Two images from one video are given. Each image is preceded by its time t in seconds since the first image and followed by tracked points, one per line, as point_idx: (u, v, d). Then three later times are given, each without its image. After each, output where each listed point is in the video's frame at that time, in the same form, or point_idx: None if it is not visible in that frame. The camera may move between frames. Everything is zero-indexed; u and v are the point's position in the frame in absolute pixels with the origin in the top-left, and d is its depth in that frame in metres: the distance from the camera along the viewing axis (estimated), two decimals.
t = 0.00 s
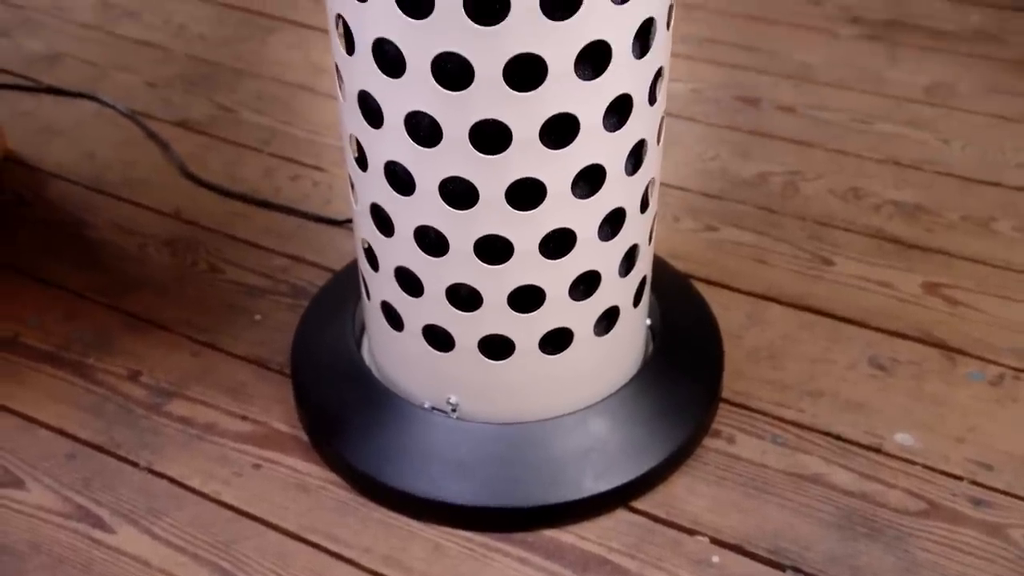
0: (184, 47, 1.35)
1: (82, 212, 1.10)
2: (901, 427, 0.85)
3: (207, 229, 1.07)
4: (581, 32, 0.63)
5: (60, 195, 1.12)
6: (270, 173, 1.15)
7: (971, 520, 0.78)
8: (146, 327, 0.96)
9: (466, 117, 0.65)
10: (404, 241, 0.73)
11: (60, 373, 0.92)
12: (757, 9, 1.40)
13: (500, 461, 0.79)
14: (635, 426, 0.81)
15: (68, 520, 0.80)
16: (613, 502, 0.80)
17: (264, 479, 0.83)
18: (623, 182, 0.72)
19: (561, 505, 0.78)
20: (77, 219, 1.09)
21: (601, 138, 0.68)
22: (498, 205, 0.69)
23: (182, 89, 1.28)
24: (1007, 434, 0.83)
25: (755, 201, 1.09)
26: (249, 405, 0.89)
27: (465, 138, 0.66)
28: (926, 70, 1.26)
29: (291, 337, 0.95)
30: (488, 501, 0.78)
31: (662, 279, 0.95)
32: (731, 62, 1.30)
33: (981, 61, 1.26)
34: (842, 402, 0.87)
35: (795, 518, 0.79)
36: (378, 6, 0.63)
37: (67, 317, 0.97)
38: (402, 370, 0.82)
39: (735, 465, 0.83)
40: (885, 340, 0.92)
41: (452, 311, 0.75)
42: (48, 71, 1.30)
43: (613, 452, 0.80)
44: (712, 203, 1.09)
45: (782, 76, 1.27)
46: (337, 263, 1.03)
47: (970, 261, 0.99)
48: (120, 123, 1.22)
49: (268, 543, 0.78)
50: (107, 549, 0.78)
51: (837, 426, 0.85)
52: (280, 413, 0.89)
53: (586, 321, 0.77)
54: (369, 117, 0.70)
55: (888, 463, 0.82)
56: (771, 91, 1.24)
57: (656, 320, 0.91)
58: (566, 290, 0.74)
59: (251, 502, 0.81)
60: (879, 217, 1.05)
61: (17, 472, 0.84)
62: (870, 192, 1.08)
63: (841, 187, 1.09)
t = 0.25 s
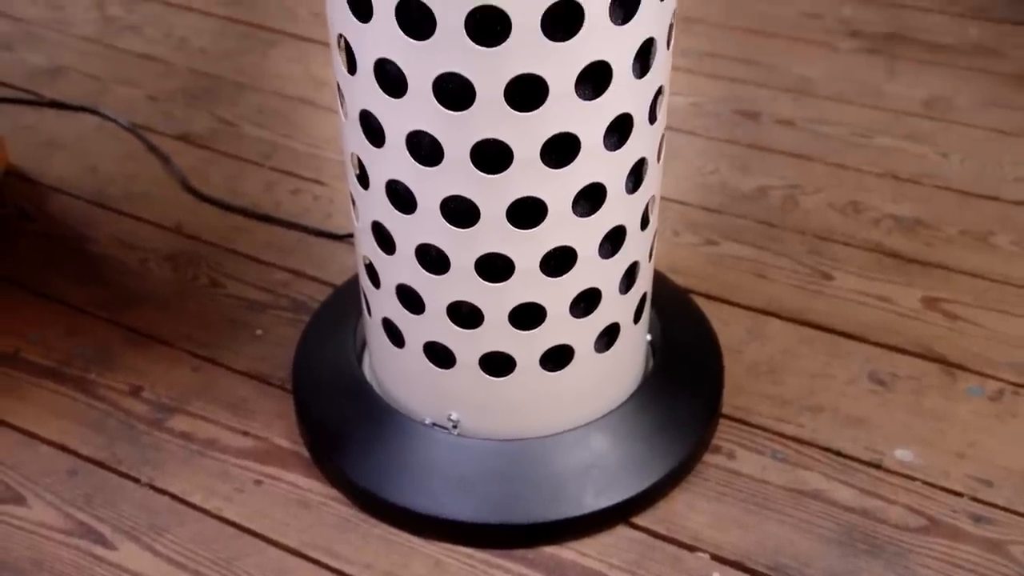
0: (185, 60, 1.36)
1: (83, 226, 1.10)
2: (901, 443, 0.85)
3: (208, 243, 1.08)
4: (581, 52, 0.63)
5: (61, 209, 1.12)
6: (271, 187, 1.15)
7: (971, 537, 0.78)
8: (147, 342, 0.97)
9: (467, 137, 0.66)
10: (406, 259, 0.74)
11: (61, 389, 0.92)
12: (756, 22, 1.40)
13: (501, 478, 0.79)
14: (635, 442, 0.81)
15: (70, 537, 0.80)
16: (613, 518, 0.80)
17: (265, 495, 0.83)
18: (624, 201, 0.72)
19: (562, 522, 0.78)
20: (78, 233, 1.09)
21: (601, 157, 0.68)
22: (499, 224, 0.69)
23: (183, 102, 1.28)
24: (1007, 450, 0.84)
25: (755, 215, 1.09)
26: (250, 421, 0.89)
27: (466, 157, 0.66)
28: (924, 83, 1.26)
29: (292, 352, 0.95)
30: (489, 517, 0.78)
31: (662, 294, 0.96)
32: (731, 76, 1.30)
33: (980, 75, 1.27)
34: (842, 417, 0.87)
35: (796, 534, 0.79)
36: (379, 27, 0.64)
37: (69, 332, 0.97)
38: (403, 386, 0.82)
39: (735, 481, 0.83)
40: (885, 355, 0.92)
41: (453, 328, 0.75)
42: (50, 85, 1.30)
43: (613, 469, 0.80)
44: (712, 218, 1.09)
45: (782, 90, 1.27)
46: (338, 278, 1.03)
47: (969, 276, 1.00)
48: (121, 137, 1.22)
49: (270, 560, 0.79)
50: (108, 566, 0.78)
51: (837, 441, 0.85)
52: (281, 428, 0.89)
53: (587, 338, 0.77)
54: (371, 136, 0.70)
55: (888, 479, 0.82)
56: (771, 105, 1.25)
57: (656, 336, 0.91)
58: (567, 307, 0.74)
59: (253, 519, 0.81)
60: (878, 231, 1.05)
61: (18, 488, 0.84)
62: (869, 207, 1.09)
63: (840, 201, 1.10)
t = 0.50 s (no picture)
0: (185, 73, 1.36)
1: (84, 240, 1.10)
2: (900, 458, 0.85)
3: (209, 257, 1.08)
4: (581, 72, 0.63)
5: (62, 223, 1.12)
6: (271, 201, 1.15)
7: (970, 553, 0.78)
8: (147, 357, 0.97)
9: (468, 156, 0.66)
10: (406, 276, 0.74)
11: (61, 404, 0.92)
12: (754, 35, 1.41)
13: (501, 494, 0.79)
14: (635, 458, 0.82)
15: (70, 554, 0.80)
16: (613, 534, 0.80)
17: (266, 511, 0.83)
18: (624, 218, 0.72)
19: (562, 538, 0.78)
20: (79, 247, 1.09)
21: (601, 176, 0.68)
22: (500, 242, 0.69)
23: (184, 115, 1.28)
24: (1007, 466, 0.84)
25: (754, 229, 1.09)
26: (251, 436, 0.89)
27: (467, 176, 0.67)
28: (922, 96, 1.26)
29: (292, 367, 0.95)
30: (489, 533, 0.78)
31: (662, 309, 0.96)
32: (730, 89, 1.30)
33: (977, 87, 1.27)
34: (842, 433, 0.87)
35: (796, 551, 0.79)
36: (380, 47, 0.64)
37: (69, 347, 0.98)
38: (404, 402, 0.82)
39: (735, 496, 0.83)
40: (884, 370, 0.93)
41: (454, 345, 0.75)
42: (51, 99, 1.30)
43: (613, 484, 0.80)
44: (711, 231, 1.09)
45: (781, 102, 1.28)
46: (338, 292, 1.03)
47: (967, 290, 1.00)
48: (121, 151, 1.22)
49: None
50: None
51: (837, 457, 0.86)
52: (282, 444, 0.89)
53: (587, 355, 0.77)
54: (372, 155, 0.70)
55: (887, 495, 0.82)
56: (770, 118, 1.25)
57: (656, 350, 0.91)
58: (567, 324, 0.74)
59: (253, 535, 0.82)
60: (877, 245, 1.06)
61: (19, 504, 0.84)
62: (868, 220, 1.09)
63: (839, 215, 1.10)
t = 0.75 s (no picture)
0: (185, 86, 1.37)
1: (84, 254, 1.10)
2: (900, 473, 0.85)
3: (209, 271, 1.08)
4: (581, 92, 0.64)
5: (62, 237, 1.12)
6: (272, 215, 1.15)
7: (970, 569, 0.78)
8: (147, 372, 0.97)
9: (468, 175, 0.66)
10: (407, 293, 0.74)
11: (62, 420, 0.92)
12: (753, 47, 1.41)
13: (501, 510, 0.79)
14: (635, 474, 0.82)
15: (71, 570, 0.80)
16: (613, 550, 0.80)
17: (266, 528, 0.83)
18: (624, 236, 0.72)
19: (562, 554, 0.78)
20: (79, 262, 1.09)
21: (601, 195, 0.69)
22: (500, 260, 0.70)
23: (184, 129, 1.29)
24: (1005, 481, 0.84)
25: (754, 243, 1.09)
26: (251, 452, 0.89)
27: (467, 196, 0.67)
28: (920, 109, 1.27)
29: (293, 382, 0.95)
30: (489, 549, 0.78)
31: (661, 323, 0.96)
32: (729, 102, 1.31)
33: (975, 101, 1.28)
34: (841, 448, 0.88)
35: (795, 567, 0.79)
36: (380, 67, 0.64)
37: (69, 363, 0.98)
38: (404, 418, 0.82)
39: (735, 512, 0.83)
40: (883, 384, 0.93)
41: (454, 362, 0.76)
42: (51, 112, 1.31)
43: (613, 500, 0.80)
44: (710, 245, 1.09)
45: (779, 116, 1.28)
46: (339, 307, 1.04)
47: (966, 304, 1.00)
48: (122, 164, 1.23)
49: None
50: None
51: (837, 472, 0.86)
52: (282, 459, 0.89)
53: (587, 371, 0.77)
54: (373, 174, 0.71)
55: (887, 511, 0.83)
56: (768, 131, 1.25)
57: (656, 365, 0.92)
58: (567, 341, 0.75)
59: (254, 551, 0.82)
60: (876, 259, 1.06)
61: (19, 521, 0.84)
62: (866, 234, 1.09)
63: (838, 228, 1.10)
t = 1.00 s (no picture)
0: (186, 100, 1.37)
1: (85, 269, 1.10)
2: (899, 489, 0.86)
3: (209, 286, 1.08)
4: (581, 114, 0.64)
5: (63, 251, 1.13)
6: (272, 229, 1.16)
7: None
8: (148, 387, 0.97)
9: (468, 196, 0.66)
10: (407, 313, 0.74)
11: (62, 436, 0.92)
12: (752, 61, 1.42)
13: (502, 528, 0.79)
14: (635, 491, 0.82)
15: None
16: (613, 567, 0.80)
17: (266, 545, 0.84)
18: (623, 255, 0.73)
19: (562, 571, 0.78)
20: (79, 276, 1.09)
21: (601, 214, 0.69)
22: (500, 280, 0.70)
23: (184, 143, 1.29)
24: (1004, 497, 0.84)
25: (753, 257, 1.10)
26: (251, 468, 0.90)
27: (467, 216, 0.67)
28: (918, 123, 1.27)
29: (293, 398, 0.95)
30: (489, 567, 0.78)
31: (660, 339, 0.96)
32: (727, 116, 1.31)
33: (973, 115, 1.28)
34: (840, 464, 0.88)
35: None
36: (381, 89, 0.64)
37: (70, 379, 0.98)
38: (404, 435, 0.83)
39: (735, 528, 0.84)
40: (882, 400, 0.93)
41: (454, 380, 0.76)
42: (52, 126, 1.31)
43: (613, 517, 0.80)
44: (709, 260, 1.10)
45: (778, 130, 1.28)
46: (339, 322, 1.04)
47: (964, 319, 1.00)
48: (122, 179, 1.23)
49: None
50: None
51: (836, 488, 0.86)
52: (282, 476, 0.89)
53: (586, 389, 0.78)
54: (373, 194, 0.71)
55: (886, 527, 0.83)
56: (767, 146, 1.26)
57: (655, 382, 0.92)
58: (567, 360, 0.75)
59: (254, 568, 0.82)
60: (874, 274, 1.06)
61: (19, 538, 0.84)
62: (865, 248, 1.10)
63: (836, 243, 1.11)
